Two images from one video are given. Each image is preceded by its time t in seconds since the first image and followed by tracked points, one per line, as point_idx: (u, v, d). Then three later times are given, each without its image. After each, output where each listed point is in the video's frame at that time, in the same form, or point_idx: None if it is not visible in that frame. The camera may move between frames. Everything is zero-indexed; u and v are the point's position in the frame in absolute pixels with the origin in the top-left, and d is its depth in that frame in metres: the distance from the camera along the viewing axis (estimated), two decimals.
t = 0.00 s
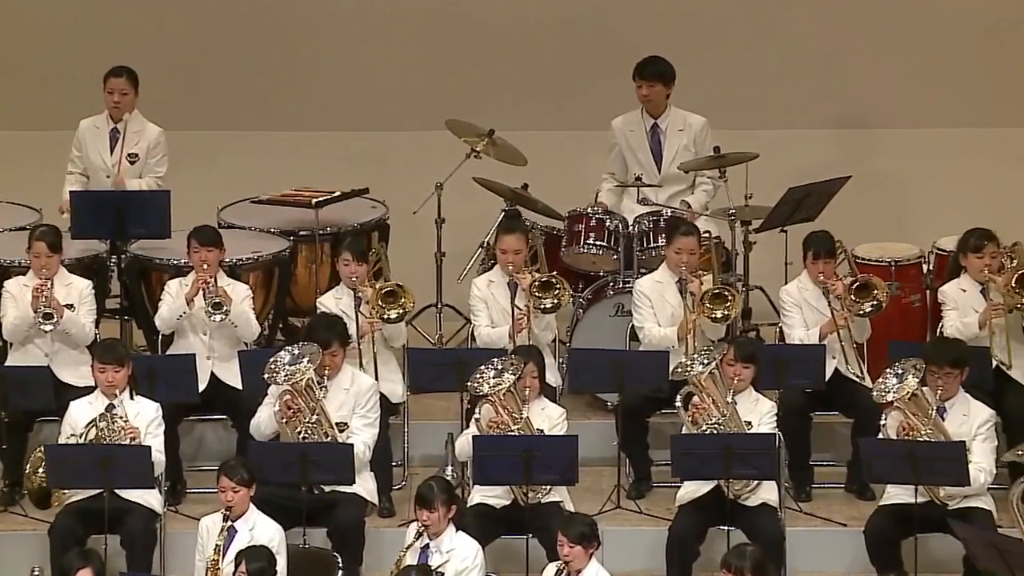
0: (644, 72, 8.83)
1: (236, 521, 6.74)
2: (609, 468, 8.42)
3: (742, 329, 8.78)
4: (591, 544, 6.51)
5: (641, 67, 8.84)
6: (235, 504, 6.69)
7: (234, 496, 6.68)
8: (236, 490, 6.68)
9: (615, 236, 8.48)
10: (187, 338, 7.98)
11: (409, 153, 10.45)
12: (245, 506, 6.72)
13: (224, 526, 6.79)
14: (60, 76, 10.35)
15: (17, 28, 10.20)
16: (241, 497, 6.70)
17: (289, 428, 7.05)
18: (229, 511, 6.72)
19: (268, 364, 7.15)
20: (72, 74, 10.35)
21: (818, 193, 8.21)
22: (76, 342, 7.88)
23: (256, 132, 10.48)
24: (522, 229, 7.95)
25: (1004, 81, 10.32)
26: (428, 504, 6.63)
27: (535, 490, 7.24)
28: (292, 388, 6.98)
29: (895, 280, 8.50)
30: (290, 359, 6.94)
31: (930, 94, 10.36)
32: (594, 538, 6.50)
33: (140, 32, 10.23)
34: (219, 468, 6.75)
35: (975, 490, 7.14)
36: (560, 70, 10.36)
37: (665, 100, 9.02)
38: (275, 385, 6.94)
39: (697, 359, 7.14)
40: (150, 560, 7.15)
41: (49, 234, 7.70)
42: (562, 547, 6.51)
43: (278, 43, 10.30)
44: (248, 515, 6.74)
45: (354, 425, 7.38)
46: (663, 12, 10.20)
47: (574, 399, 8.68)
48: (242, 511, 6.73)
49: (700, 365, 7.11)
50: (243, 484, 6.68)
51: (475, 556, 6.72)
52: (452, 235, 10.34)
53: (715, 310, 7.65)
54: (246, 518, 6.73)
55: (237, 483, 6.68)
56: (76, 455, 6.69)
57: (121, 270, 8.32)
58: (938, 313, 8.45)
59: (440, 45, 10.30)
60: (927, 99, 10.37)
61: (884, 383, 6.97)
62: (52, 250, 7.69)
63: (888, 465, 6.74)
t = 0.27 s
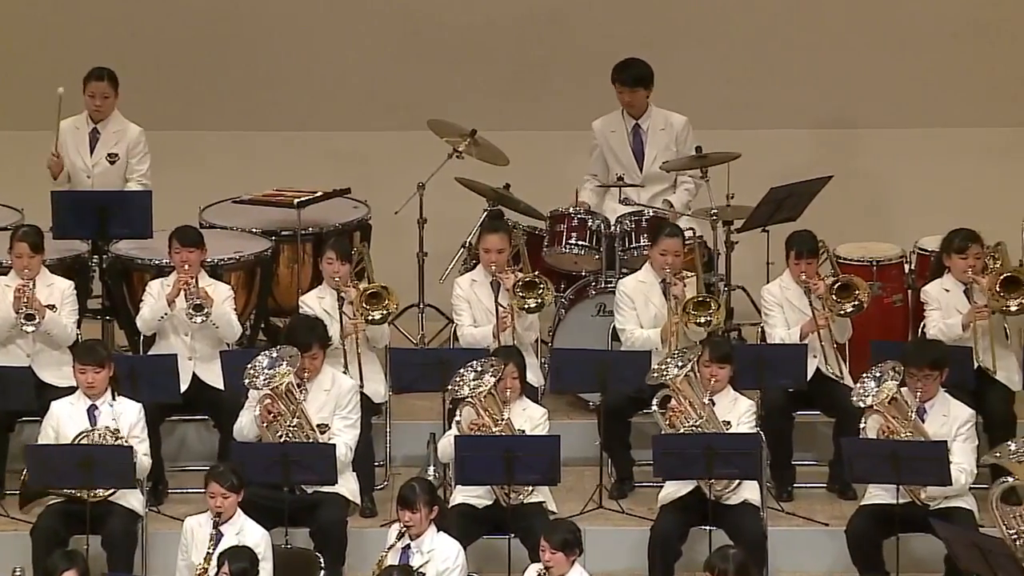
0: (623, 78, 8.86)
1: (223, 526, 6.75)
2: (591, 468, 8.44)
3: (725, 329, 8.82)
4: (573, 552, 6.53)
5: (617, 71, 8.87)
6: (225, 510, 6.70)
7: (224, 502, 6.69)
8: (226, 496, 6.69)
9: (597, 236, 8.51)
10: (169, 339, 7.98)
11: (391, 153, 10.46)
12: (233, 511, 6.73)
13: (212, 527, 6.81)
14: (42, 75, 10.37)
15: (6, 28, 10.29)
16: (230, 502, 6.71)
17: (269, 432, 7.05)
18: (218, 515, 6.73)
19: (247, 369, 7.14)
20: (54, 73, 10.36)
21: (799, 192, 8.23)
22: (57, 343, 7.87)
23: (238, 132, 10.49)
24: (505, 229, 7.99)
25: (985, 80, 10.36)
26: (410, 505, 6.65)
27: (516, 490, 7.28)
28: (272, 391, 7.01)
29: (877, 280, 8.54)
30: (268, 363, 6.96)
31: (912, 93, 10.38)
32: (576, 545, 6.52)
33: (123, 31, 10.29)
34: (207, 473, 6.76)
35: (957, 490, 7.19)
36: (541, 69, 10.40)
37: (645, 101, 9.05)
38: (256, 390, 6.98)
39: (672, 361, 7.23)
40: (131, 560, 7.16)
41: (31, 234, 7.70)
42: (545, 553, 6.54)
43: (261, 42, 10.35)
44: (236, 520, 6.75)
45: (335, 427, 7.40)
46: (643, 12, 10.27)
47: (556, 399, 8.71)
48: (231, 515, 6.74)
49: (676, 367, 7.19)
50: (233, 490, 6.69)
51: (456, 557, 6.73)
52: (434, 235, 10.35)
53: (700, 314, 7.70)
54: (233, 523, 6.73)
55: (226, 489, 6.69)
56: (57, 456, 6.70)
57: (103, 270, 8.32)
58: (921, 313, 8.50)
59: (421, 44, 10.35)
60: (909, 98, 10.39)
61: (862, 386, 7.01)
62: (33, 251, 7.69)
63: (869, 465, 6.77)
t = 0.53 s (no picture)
0: (606, 74, 8.88)
1: (210, 528, 6.76)
2: (573, 468, 8.48)
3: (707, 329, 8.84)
4: (559, 551, 6.56)
5: (600, 69, 8.90)
6: (212, 511, 6.72)
7: (211, 503, 6.71)
8: (213, 497, 6.71)
9: (580, 236, 8.53)
10: (150, 339, 7.99)
11: (373, 153, 10.47)
12: (220, 512, 6.75)
13: (198, 527, 6.82)
14: (25, 76, 10.41)
15: None
16: (218, 504, 6.72)
17: (251, 434, 7.08)
18: (204, 515, 6.74)
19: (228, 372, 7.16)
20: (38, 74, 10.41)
21: (781, 192, 8.27)
22: (40, 344, 7.88)
23: (220, 133, 10.51)
24: (487, 228, 8.01)
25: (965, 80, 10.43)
26: (392, 505, 6.68)
27: (499, 490, 7.30)
28: (254, 394, 7.01)
29: (859, 280, 8.58)
30: (249, 366, 6.97)
31: (892, 94, 10.44)
32: (562, 544, 6.55)
33: (105, 32, 10.33)
34: (195, 474, 6.77)
35: (937, 490, 7.23)
36: (521, 70, 10.44)
37: (628, 101, 9.08)
38: (239, 393, 6.98)
39: (649, 364, 7.23)
40: (114, 559, 7.17)
41: (13, 235, 7.71)
42: (530, 552, 6.56)
43: (241, 43, 10.39)
44: (222, 521, 6.76)
45: (318, 428, 7.42)
46: (622, 13, 10.31)
47: (539, 399, 8.74)
48: (217, 517, 6.76)
49: (653, 369, 7.20)
50: (220, 491, 6.71)
51: (438, 557, 6.75)
52: (416, 236, 10.38)
53: (681, 312, 7.72)
54: (219, 524, 6.75)
55: (214, 490, 6.70)
56: (40, 457, 6.71)
57: (85, 271, 8.33)
58: (902, 313, 8.56)
59: (402, 46, 10.39)
60: (889, 98, 10.44)
61: (841, 390, 7.05)
62: (16, 252, 7.71)
63: (850, 465, 6.81)
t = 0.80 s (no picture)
0: (590, 72, 8.90)
1: (196, 528, 6.73)
2: (555, 469, 8.47)
3: (689, 329, 8.85)
4: (547, 547, 6.56)
5: (585, 67, 8.92)
6: (198, 512, 6.69)
7: (197, 503, 6.68)
8: (200, 497, 6.68)
9: (562, 236, 8.56)
10: (133, 339, 7.99)
11: (355, 154, 10.47)
12: (206, 513, 6.72)
13: (184, 527, 6.80)
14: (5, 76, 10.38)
15: None
16: (205, 504, 6.70)
17: (234, 437, 7.07)
18: (190, 516, 6.71)
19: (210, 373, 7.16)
20: (19, 74, 10.38)
21: (765, 192, 8.26)
22: (23, 344, 7.87)
23: (202, 133, 10.49)
24: (467, 227, 8.02)
25: (946, 81, 10.39)
26: (375, 506, 6.68)
27: (481, 490, 7.31)
28: (236, 396, 6.98)
29: (841, 280, 8.60)
30: (231, 367, 6.99)
31: (873, 94, 10.41)
32: (551, 540, 6.56)
33: (86, 32, 10.31)
34: (181, 474, 6.74)
35: (920, 489, 7.25)
36: (503, 70, 10.42)
37: (611, 100, 9.09)
38: (221, 396, 6.99)
39: (627, 366, 7.23)
40: (97, 560, 7.16)
41: None
42: (520, 547, 6.56)
43: (223, 43, 10.37)
44: (208, 520, 6.74)
45: (301, 429, 7.41)
46: (604, 13, 10.31)
47: (521, 399, 8.74)
48: (202, 517, 6.73)
49: (633, 371, 7.20)
50: (207, 491, 6.68)
51: (420, 558, 6.74)
52: (399, 236, 10.37)
53: (659, 310, 7.70)
54: (205, 523, 6.72)
55: (201, 491, 6.67)
56: (23, 458, 6.69)
57: (68, 271, 8.31)
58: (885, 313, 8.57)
59: (383, 46, 10.37)
60: (870, 99, 10.42)
61: (821, 391, 7.06)
62: None
63: (833, 464, 6.82)
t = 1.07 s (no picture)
0: (572, 78, 8.89)
1: (182, 533, 6.71)
2: (538, 469, 8.47)
3: (672, 329, 8.86)
4: (535, 546, 6.56)
5: (566, 72, 8.91)
6: (183, 517, 6.67)
7: (183, 508, 6.66)
8: (185, 502, 6.66)
9: (545, 236, 8.55)
10: (116, 340, 7.97)
11: (338, 153, 10.46)
12: (192, 518, 6.71)
13: (168, 531, 6.79)
14: None
15: None
16: (190, 510, 6.69)
17: (217, 438, 7.08)
18: (176, 521, 6.70)
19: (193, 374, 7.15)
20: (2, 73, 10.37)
21: (748, 192, 8.29)
22: (5, 344, 7.85)
23: (185, 133, 10.47)
24: (447, 227, 8.01)
25: (928, 81, 10.42)
26: (359, 506, 6.67)
27: (464, 491, 7.30)
28: (220, 399, 6.99)
29: (824, 280, 8.62)
30: (214, 370, 6.92)
31: (855, 94, 10.44)
32: (539, 539, 6.56)
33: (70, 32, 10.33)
34: (168, 478, 6.73)
35: (902, 489, 7.28)
36: (486, 70, 10.42)
37: (595, 102, 9.08)
38: (205, 398, 6.98)
39: (609, 369, 7.18)
40: (81, 560, 7.14)
41: None
42: (507, 546, 6.56)
43: (206, 43, 10.37)
44: (195, 525, 6.72)
45: (284, 430, 7.41)
46: (587, 13, 10.34)
47: (505, 399, 8.74)
48: (188, 521, 6.71)
49: (615, 375, 7.16)
50: (192, 496, 6.66)
51: (404, 558, 6.73)
52: (382, 236, 10.37)
53: (637, 313, 7.76)
54: (191, 528, 6.71)
55: (186, 495, 6.65)
56: (6, 457, 6.67)
57: (51, 271, 8.29)
58: (868, 313, 8.59)
59: (366, 46, 10.38)
60: (852, 99, 10.45)
61: (804, 393, 7.03)
62: None
63: (817, 464, 6.82)
